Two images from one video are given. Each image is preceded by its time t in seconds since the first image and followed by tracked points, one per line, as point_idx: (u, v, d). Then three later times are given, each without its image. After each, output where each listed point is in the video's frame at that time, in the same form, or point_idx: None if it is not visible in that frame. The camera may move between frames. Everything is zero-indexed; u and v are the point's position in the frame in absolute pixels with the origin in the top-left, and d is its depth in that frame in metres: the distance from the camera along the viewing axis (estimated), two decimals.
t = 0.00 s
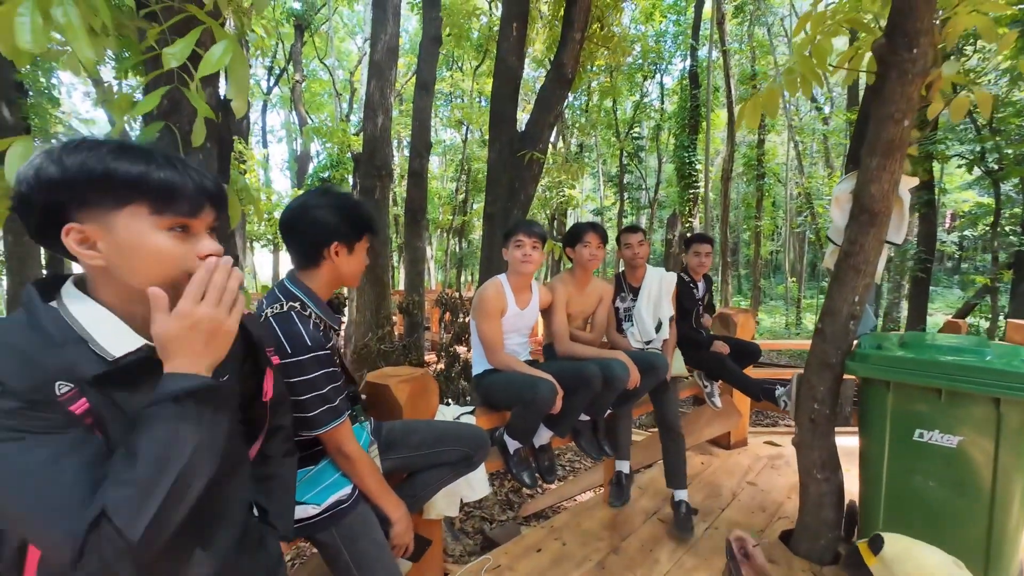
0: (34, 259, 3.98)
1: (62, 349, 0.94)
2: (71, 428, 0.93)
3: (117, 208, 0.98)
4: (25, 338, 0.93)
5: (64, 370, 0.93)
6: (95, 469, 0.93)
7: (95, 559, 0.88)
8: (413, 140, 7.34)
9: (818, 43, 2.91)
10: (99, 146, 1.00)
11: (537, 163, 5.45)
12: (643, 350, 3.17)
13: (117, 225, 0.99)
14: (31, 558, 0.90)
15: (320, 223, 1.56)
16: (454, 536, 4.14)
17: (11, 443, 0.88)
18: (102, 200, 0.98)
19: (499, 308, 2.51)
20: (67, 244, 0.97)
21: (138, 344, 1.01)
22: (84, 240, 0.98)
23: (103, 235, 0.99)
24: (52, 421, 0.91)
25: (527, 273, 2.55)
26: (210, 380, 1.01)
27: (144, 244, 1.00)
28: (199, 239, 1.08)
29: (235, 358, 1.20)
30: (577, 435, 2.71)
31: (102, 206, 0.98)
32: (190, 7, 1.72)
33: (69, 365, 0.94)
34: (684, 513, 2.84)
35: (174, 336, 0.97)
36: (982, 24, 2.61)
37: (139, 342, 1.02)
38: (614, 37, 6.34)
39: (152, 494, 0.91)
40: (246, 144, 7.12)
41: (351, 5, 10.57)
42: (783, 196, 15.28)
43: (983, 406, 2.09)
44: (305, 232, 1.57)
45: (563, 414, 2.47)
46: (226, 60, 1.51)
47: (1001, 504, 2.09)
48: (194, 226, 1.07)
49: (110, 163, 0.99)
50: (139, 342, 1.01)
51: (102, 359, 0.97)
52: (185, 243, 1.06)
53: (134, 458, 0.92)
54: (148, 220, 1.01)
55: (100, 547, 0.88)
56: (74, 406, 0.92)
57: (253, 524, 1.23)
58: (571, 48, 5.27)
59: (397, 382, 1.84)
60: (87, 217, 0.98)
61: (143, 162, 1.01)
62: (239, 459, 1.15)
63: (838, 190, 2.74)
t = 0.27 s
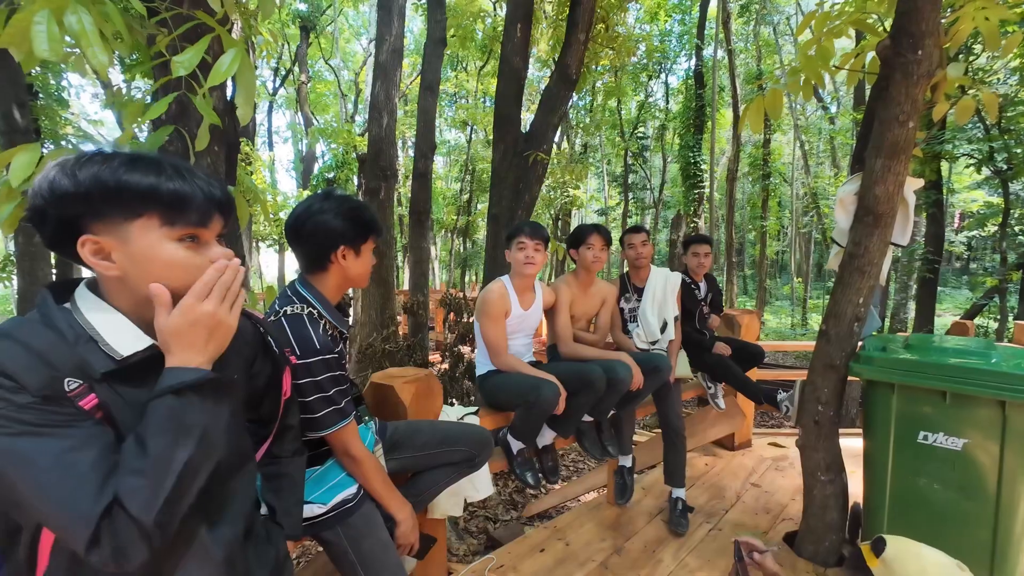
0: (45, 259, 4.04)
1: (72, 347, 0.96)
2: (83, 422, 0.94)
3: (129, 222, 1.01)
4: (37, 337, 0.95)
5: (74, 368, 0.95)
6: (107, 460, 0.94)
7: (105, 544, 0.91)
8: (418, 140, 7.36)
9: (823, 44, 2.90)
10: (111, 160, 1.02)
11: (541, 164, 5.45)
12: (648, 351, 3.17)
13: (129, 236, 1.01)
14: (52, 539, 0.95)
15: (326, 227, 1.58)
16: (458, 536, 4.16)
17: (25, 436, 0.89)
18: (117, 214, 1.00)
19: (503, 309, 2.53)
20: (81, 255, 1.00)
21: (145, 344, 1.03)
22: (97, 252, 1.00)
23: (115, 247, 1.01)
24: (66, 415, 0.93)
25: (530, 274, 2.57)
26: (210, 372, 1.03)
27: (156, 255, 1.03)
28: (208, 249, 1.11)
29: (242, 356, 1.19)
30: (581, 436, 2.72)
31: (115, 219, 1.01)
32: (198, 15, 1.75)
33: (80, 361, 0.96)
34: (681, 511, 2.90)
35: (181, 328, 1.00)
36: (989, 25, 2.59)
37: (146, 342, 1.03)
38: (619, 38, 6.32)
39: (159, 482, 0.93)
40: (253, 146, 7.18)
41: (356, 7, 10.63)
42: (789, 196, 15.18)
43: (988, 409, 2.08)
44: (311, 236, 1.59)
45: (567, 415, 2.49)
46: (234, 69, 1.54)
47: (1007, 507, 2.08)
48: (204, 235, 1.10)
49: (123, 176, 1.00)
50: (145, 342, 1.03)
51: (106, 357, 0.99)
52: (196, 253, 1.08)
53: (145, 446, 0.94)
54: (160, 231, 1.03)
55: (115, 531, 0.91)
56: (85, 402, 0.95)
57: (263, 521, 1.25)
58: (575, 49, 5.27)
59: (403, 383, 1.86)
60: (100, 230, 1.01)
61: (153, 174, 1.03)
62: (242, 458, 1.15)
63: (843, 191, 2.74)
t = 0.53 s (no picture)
0: (57, 259, 4.11)
1: (79, 347, 0.98)
2: (91, 419, 0.97)
3: (140, 233, 1.03)
4: (45, 337, 0.97)
5: (81, 367, 0.97)
6: (116, 455, 0.96)
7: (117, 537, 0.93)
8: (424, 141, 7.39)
9: (829, 44, 2.89)
10: (128, 171, 1.04)
11: (546, 165, 5.46)
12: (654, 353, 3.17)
13: (140, 247, 1.03)
14: (63, 534, 0.97)
15: (331, 230, 1.60)
16: (463, 535, 4.18)
17: (36, 434, 0.92)
18: (130, 225, 1.02)
19: (508, 311, 2.54)
20: (90, 263, 1.02)
21: (150, 344, 1.05)
22: (107, 261, 1.03)
23: (126, 257, 1.03)
24: (73, 413, 0.95)
25: (534, 276, 2.57)
26: (225, 373, 1.05)
27: (167, 269, 1.06)
28: (215, 263, 1.14)
29: (249, 357, 1.21)
30: (586, 436, 2.72)
31: (128, 230, 1.03)
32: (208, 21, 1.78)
33: (86, 361, 0.98)
34: (686, 512, 2.90)
35: (218, 327, 1.06)
36: (999, 24, 2.56)
37: (151, 342, 1.05)
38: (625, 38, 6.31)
39: (171, 475, 0.95)
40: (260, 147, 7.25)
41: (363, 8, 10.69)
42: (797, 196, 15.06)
43: (997, 412, 2.06)
44: (316, 238, 1.61)
45: (572, 416, 2.49)
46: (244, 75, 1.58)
47: (1016, 512, 2.05)
48: (211, 251, 1.13)
49: (140, 189, 1.03)
50: (151, 343, 1.05)
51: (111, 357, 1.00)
52: (204, 267, 1.11)
53: (156, 441, 0.96)
54: (170, 245, 1.06)
55: (125, 522, 0.93)
56: (92, 400, 0.96)
57: (271, 519, 1.27)
58: (580, 49, 5.27)
59: (410, 383, 1.88)
60: (113, 240, 1.03)
61: (170, 188, 1.06)
62: (249, 458, 1.16)
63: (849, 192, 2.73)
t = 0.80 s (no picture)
0: (75, 260, 4.20)
1: (96, 349, 1.01)
2: (106, 418, 0.99)
3: (153, 238, 1.05)
4: (62, 338, 1.00)
5: (98, 368, 1.00)
6: (131, 452, 0.99)
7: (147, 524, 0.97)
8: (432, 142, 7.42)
9: (840, 42, 2.85)
10: (148, 175, 1.07)
11: (554, 165, 5.45)
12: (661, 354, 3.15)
13: (150, 252, 1.06)
14: (79, 526, 1.00)
15: (336, 232, 1.62)
16: (471, 535, 4.19)
17: (53, 433, 0.94)
18: (142, 228, 1.05)
19: (514, 311, 2.54)
20: (103, 262, 1.05)
21: (162, 345, 1.08)
22: (120, 261, 1.05)
23: (137, 259, 1.06)
24: (89, 412, 0.98)
25: (541, 277, 2.58)
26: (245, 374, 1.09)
27: (175, 273, 1.08)
28: (222, 270, 1.15)
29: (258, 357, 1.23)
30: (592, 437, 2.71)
31: (141, 233, 1.05)
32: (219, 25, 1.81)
33: (103, 362, 1.01)
34: (694, 514, 2.88)
35: (244, 331, 1.09)
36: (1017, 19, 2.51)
37: (163, 344, 1.08)
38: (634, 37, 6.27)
39: (193, 473, 0.99)
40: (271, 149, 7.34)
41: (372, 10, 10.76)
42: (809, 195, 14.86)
43: (1013, 415, 2.02)
44: (322, 240, 1.63)
45: (578, 417, 2.49)
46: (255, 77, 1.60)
47: None
48: (220, 258, 1.14)
49: (156, 193, 1.05)
50: (163, 344, 1.08)
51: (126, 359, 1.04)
52: (212, 272, 1.13)
53: (180, 439, 1.00)
54: (179, 252, 1.08)
55: (144, 517, 0.96)
56: (108, 400, 1.00)
57: (279, 516, 1.29)
58: (588, 49, 5.26)
59: (415, 383, 1.89)
60: (125, 242, 1.05)
61: (186, 196, 1.08)
62: (260, 456, 1.19)
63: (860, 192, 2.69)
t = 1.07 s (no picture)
0: (97, 260, 4.33)
1: (105, 350, 1.04)
2: (113, 419, 1.02)
3: (160, 238, 1.08)
4: (73, 340, 1.02)
5: (107, 370, 1.02)
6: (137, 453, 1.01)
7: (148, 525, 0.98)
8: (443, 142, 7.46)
9: (855, 37, 2.79)
10: (159, 175, 1.10)
11: (564, 165, 5.44)
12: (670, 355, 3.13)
13: (156, 252, 1.09)
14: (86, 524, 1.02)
15: (339, 233, 1.63)
16: (479, 535, 4.21)
17: (58, 434, 0.96)
18: (148, 227, 1.08)
19: (521, 311, 2.54)
20: (110, 259, 1.08)
21: (169, 346, 1.10)
22: (125, 259, 1.09)
23: (142, 257, 1.09)
24: (96, 414, 1.00)
25: (549, 277, 2.58)
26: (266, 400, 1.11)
27: (180, 272, 1.10)
28: (227, 271, 1.16)
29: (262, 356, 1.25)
30: (599, 439, 2.69)
31: (148, 233, 1.08)
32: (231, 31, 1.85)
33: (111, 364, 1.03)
34: (703, 518, 2.84)
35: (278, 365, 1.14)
36: None
37: (170, 345, 1.11)
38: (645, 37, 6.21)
39: (197, 474, 1.01)
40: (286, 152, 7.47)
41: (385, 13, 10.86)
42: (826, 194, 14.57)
43: None
44: (326, 241, 1.65)
45: (583, 418, 2.47)
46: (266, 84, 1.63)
47: None
48: (225, 258, 1.15)
49: (164, 193, 1.08)
50: (170, 345, 1.11)
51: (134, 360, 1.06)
52: (216, 272, 1.14)
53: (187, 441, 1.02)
54: (185, 252, 1.10)
55: (149, 518, 0.98)
56: (115, 402, 1.02)
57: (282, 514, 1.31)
58: (598, 49, 5.23)
59: (419, 383, 1.90)
60: (132, 240, 1.09)
61: (193, 197, 1.10)
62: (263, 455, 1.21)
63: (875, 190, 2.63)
